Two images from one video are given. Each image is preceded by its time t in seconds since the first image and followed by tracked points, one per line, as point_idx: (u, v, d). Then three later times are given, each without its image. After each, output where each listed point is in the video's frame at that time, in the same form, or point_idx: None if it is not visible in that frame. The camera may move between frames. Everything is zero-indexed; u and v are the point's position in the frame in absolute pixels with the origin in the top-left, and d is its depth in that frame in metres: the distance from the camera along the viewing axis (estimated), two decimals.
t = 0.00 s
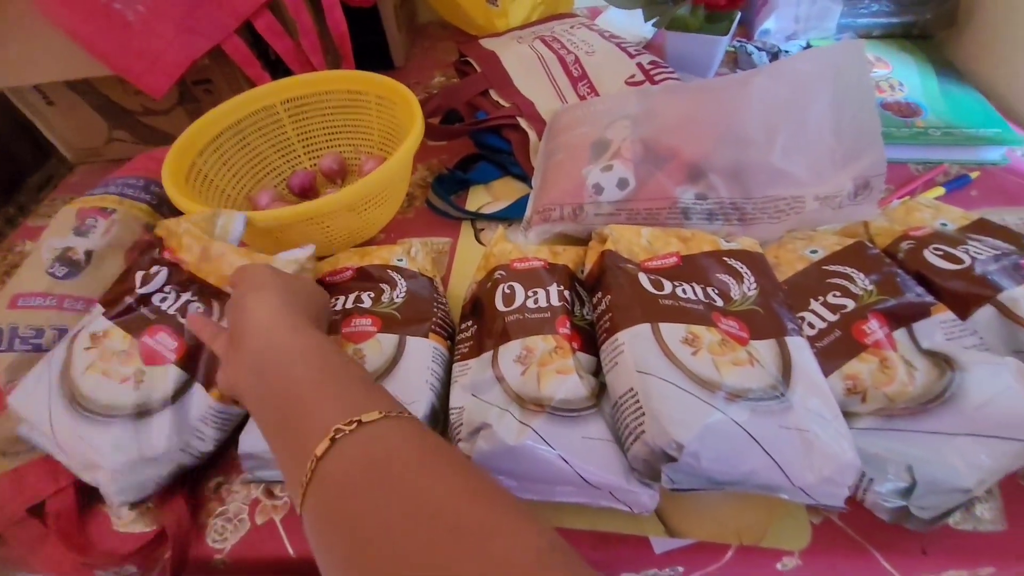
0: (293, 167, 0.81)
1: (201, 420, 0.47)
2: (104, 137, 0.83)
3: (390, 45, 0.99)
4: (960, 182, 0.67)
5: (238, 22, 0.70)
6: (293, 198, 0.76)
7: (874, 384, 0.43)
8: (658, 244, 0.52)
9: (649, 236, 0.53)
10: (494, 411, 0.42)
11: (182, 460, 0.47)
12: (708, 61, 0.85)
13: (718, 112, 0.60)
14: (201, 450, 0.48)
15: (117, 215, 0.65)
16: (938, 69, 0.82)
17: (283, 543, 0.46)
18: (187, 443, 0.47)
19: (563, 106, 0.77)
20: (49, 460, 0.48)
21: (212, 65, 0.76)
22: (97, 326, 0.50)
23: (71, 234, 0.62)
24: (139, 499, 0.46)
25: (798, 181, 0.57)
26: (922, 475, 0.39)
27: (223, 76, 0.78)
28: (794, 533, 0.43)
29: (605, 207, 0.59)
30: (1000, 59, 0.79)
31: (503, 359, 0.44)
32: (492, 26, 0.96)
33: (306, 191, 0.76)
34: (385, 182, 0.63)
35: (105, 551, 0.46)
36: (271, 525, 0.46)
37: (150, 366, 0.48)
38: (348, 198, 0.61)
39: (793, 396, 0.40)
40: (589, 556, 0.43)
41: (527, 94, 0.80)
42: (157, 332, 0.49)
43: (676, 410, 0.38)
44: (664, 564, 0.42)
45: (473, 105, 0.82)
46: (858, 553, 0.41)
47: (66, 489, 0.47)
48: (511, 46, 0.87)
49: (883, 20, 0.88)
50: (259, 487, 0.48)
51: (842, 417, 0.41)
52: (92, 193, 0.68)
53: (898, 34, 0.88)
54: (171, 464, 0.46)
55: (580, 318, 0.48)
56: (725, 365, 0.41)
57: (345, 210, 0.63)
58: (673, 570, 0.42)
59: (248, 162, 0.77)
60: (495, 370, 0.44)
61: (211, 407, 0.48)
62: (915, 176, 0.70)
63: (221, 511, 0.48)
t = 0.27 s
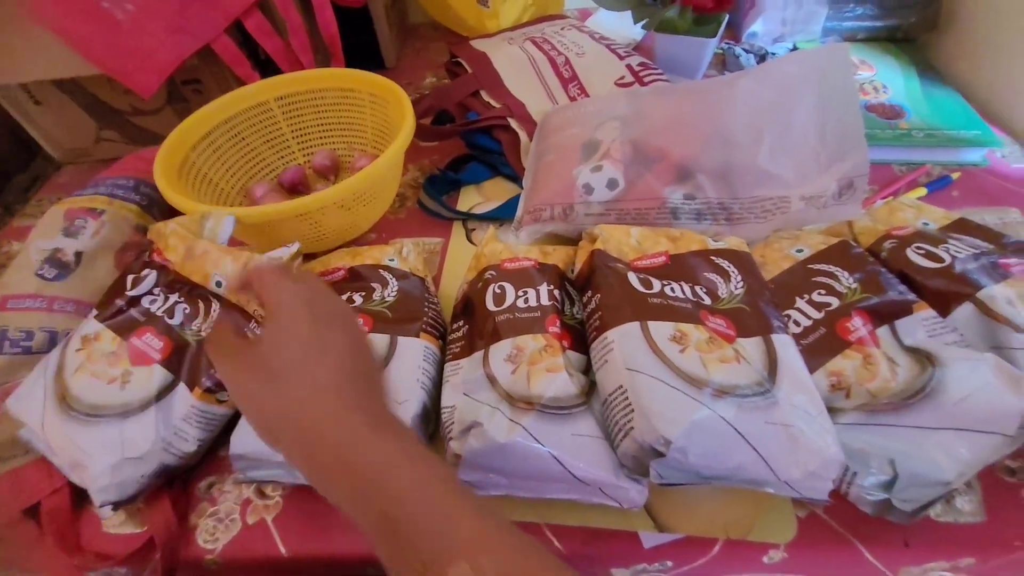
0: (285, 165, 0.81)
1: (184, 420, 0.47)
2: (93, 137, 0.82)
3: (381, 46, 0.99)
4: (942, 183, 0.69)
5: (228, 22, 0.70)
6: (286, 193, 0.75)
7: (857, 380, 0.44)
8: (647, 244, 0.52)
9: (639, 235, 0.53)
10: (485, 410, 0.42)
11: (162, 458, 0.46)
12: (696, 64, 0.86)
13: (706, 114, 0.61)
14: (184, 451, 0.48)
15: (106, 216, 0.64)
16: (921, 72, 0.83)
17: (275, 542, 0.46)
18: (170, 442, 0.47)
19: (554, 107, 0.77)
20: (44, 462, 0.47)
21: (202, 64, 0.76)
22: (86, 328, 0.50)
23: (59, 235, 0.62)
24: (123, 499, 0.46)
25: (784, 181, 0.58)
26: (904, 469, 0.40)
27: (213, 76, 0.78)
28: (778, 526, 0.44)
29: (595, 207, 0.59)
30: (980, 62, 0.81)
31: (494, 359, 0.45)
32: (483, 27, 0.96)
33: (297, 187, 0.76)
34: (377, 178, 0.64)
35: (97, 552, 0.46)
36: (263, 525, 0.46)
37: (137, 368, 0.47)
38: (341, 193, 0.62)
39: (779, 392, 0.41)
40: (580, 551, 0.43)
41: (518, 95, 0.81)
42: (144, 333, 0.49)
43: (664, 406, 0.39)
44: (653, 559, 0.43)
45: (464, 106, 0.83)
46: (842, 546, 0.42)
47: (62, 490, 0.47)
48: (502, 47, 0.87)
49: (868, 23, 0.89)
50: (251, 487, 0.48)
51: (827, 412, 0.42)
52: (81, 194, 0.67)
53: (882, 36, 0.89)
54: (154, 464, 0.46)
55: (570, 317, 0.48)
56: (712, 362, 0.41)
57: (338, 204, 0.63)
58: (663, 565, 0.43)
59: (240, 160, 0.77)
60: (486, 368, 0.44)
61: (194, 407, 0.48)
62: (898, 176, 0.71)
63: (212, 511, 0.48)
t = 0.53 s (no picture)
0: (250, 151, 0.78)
1: (149, 407, 0.45)
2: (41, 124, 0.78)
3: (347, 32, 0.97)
4: (895, 161, 0.72)
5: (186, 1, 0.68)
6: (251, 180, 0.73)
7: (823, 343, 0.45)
8: (619, 218, 0.53)
9: (611, 211, 0.54)
10: (462, 383, 0.42)
11: (124, 448, 0.44)
12: (662, 50, 0.88)
13: (673, 94, 0.62)
14: (149, 439, 0.45)
15: (58, 202, 0.61)
16: (874, 58, 0.87)
17: (249, 529, 0.44)
18: (133, 431, 0.44)
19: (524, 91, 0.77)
20: None
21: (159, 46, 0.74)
22: (41, 314, 0.48)
23: (7, 223, 0.59)
24: (84, 492, 0.44)
25: (749, 158, 0.60)
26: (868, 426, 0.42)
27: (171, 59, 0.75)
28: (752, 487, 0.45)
29: (567, 185, 0.60)
30: (928, 48, 0.85)
31: (470, 333, 0.45)
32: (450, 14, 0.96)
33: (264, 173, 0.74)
34: (345, 158, 0.65)
35: (59, 549, 0.44)
36: (235, 512, 0.45)
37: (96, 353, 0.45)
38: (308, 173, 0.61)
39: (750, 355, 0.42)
40: (562, 522, 0.44)
41: (488, 80, 0.81)
42: (103, 319, 0.47)
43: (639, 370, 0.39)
44: (634, 525, 0.44)
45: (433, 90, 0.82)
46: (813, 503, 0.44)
47: (16, 487, 0.45)
48: (470, 32, 0.87)
49: (822, 12, 0.92)
50: (221, 475, 0.47)
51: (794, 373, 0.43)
52: (31, 180, 0.64)
53: (836, 25, 0.93)
54: (117, 454, 0.44)
55: (544, 291, 0.49)
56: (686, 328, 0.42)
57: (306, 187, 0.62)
58: (644, 530, 0.44)
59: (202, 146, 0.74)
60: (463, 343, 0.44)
61: (159, 393, 0.45)
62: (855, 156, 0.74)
63: (181, 501, 0.46)
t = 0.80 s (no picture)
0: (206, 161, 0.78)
1: (86, 420, 0.45)
2: None
3: (309, 41, 0.98)
4: (837, 170, 0.74)
5: (137, 13, 0.68)
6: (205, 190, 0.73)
7: (745, 351, 0.47)
8: (558, 230, 0.54)
9: (550, 222, 0.55)
10: (392, 394, 0.43)
11: (59, 460, 0.44)
12: (618, 60, 0.89)
13: (617, 106, 0.64)
14: (87, 451, 0.45)
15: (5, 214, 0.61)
16: (822, 69, 0.90)
17: (185, 537, 0.45)
18: (69, 444, 0.44)
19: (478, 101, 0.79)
20: None
21: (111, 56, 0.74)
22: None
23: None
24: (20, 503, 0.45)
25: (688, 169, 0.62)
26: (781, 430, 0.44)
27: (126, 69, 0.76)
28: (678, 490, 0.46)
29: (511, 196, 0.61)
30: (874, 59, 0.88)
31: (404, 344, 0.46)
32: (411, 23, 0.97)
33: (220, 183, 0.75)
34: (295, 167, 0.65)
35: None
36: (173, 522, 0.46)
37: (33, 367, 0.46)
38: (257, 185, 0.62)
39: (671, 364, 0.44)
40: (492, 527, 0.45)
41: (444, 90, 0.82)
42: (41, 332, 0.47)
43: (559, 380, 0.41)
44: (561, 528, 0.45)
45: (391, 100, 0.83)
46: (736, 505, 0.46)
47: None
48: (429, 42, 0.88)
49: (774, 23, 0.95)
50: (161, 485, 0.47)
51: (715, 379, 0.45)
52: None
53: (788, 36, 0.95)
54: (52, 466, 0.44)
55: (480, 302, 0.50)
56: (609, 339, 0.43)
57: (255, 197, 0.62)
58: (573, 533, 0.45)
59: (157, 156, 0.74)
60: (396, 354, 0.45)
61: (96, 406, 0.46)
62: (799, 165, 0.77)
63: (119, 511, 0.46)
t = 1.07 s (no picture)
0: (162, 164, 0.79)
1: (16, 421, 0.46)
2: None
3: (271, 44, 0.98)
4: (780, 176, 0.76)
5: (87, 17, 0.69)
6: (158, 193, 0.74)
7: (666, 353, 0.48)
8: (494, 234, 0.56)
9: (487, 227, 0.57)
10: (317, 396, 0.44)
11: None
12: (575, 66, 0.91)
13: (560, 113, 0.65)
14: (18, 452, 0.46)
15: None
16: (774, 76, 0.92)
17: (115, 538, 0.46)
18: None
19: (433, 106, 0.80)
20: None
21: (63, 58, 0.74)
22: None
23: None
24: None
25: (626, 176, 0.64)
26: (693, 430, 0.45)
27: (80, 72, 0.76)
28: (601, 489, 0.47)
29: (453, 201, 0.62)
30: (824, 67, 0.90)
31: (332, 347, 0.47)
32: (374, 28, 0.98)
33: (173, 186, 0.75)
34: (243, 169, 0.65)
35: None
36: (104, 523, 0.46)
37: None
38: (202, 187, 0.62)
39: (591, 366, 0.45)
40: (417, 525, 0.46)
41: (400, 94, 0.83)
42: None
43: (474, 382, 0.42)
44: (483, 526, 0.46)
45: (348, 104, 0.84)
46: (655, 503, 0.47)
47: None
48: (388, 48, 0.90)
49: (729, 31, 0.97)
50: (94, 487, 0.48)
51: (634, 380, 0.47)
52: None
53: (743, 43, 0.97)
54: None
55: (412, 305, 0.51)
56: (528, 342, 0.45)
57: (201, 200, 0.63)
58: (496, 531, 0.46)
59: (109, 159, 0.75)
60: (324, 357, 0.47)
61: (26, 408, 0.46)
62: (746, 170, 0.79)
63: (51, 512, 0.47)
